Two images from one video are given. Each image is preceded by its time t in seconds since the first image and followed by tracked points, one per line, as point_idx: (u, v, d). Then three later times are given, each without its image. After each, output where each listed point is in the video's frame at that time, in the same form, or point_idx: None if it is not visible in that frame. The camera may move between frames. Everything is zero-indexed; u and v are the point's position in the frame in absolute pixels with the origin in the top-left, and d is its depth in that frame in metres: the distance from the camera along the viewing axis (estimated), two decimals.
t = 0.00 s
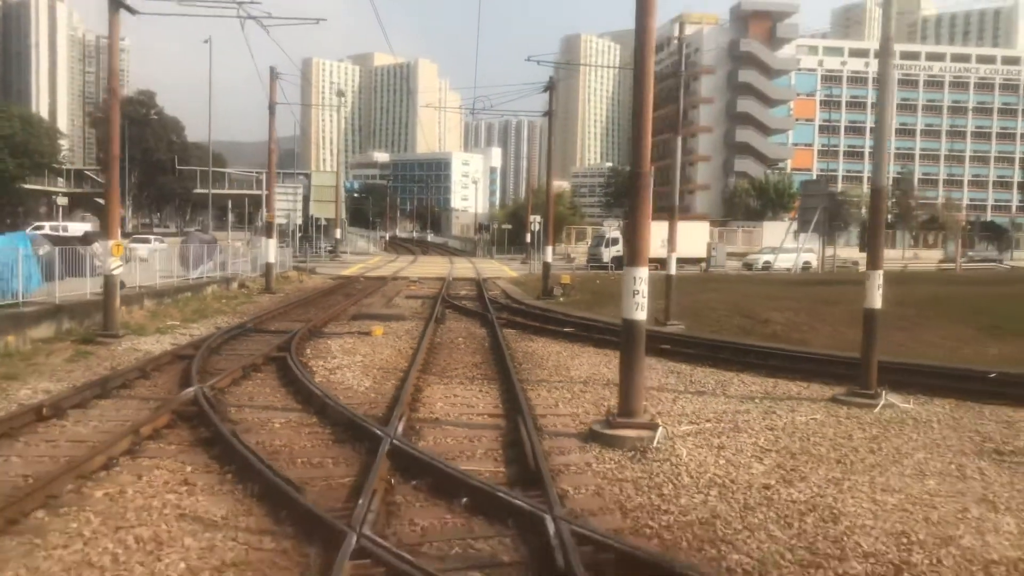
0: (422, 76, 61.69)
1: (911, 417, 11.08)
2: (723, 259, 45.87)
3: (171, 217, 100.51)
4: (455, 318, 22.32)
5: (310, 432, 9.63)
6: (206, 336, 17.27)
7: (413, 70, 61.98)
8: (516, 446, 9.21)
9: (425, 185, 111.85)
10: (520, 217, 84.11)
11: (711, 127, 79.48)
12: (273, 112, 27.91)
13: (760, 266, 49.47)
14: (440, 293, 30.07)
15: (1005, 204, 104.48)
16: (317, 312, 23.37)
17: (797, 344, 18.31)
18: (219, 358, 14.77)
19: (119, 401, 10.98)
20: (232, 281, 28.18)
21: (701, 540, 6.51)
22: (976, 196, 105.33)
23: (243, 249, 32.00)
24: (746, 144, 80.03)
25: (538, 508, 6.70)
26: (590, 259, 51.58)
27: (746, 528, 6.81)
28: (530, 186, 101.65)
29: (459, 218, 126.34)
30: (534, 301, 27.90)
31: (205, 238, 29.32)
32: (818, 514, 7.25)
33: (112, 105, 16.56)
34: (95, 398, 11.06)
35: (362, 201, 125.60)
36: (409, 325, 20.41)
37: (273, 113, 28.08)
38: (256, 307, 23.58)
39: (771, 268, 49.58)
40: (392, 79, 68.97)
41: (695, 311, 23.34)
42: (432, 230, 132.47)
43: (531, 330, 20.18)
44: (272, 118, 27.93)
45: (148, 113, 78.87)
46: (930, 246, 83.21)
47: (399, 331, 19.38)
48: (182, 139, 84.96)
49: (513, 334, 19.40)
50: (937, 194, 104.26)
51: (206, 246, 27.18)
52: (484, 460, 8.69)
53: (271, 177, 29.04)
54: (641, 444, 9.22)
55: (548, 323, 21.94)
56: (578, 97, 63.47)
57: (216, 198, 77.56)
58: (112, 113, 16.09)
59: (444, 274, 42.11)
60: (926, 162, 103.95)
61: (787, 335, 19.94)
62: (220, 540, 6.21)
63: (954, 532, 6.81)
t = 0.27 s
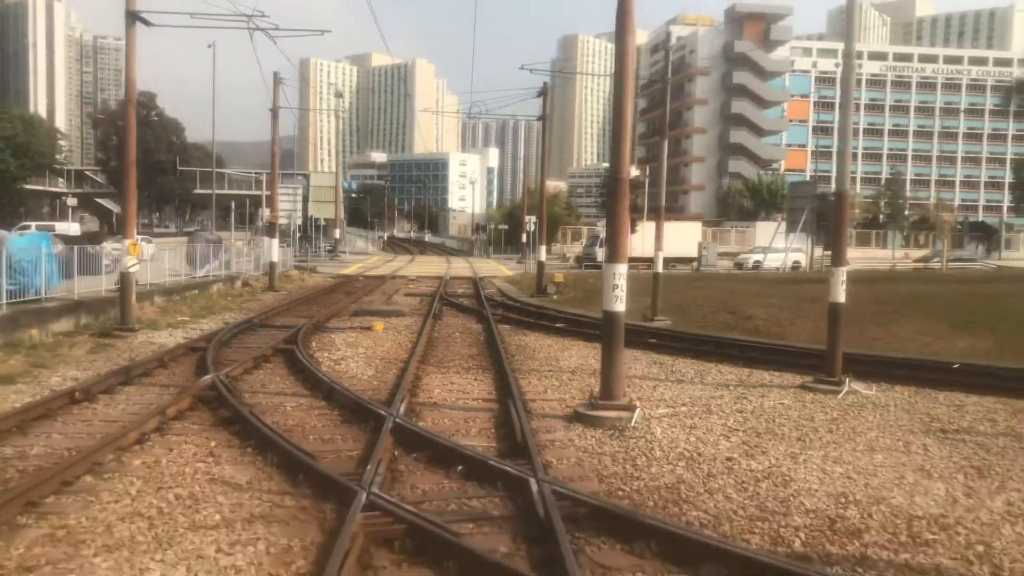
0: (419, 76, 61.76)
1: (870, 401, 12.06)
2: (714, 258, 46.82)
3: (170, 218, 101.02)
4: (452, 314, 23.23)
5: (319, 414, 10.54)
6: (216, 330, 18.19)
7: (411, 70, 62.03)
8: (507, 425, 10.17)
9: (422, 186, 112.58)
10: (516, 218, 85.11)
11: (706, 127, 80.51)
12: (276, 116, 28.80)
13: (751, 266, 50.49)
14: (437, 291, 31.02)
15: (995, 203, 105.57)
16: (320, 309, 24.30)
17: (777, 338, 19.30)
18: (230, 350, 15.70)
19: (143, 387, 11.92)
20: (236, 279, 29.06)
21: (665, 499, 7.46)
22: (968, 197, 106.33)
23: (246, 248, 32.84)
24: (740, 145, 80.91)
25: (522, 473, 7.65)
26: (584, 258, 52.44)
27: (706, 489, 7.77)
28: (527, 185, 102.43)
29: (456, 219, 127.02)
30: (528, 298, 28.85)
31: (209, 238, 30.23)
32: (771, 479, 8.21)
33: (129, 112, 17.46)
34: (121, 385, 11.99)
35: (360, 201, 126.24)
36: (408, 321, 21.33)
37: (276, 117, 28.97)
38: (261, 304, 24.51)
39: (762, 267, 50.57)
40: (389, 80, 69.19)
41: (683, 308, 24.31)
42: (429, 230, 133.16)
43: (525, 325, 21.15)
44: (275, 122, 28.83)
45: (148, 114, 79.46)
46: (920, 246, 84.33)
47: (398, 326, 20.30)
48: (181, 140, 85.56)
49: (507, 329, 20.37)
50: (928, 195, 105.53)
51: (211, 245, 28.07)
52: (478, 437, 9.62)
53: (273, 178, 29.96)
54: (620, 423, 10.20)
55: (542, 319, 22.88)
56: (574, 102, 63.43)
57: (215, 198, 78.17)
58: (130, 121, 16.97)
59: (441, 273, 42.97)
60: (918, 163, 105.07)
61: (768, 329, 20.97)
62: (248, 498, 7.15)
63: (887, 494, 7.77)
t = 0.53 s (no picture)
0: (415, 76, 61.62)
1: (835, 387, 13.03)
2: (705, 258, 47.69)
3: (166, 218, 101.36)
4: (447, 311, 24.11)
5: (325, 398, 11.49)
6: (222, 325, 19.09)
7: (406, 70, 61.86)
8: (499, 408, 11.12)
9: (418, 185, 113.17)
10: (511, 217, 85.91)
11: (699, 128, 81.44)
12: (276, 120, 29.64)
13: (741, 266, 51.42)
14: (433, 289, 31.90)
15: (986, 203, 106.76)
16: (319, 306, 25.18)
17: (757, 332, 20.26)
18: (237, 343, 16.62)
19: (160, 375, 12.85)
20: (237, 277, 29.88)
21: (636, 468, 8.43)
22: (960, 197, 107.23)
23: (246, 248, 33.64)
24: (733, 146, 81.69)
25: (510, 446, 8.61)
26: (578, 258, 53.26)
27: (673, 459, 8.75)
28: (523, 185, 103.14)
29: (452, 219, 127.49)
30: (521, 296, 29.73)
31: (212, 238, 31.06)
32: (733, 452, 9.18)
33: (140, 117, 18.33)
34: (139, 373, 12.89)
35: (356, 201, 126.63)
36: (405, 317, 22.23)
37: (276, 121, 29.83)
38: (263, 301, 25.40)
39: (752, 266, 51.49)
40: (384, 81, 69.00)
41: (669, 305, 25.22)
42: (425, 230, 133.62)
43: (517, 321, 22.09)
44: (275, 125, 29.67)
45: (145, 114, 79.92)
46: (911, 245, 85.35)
47: (395, 322, 21.20)
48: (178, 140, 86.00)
49: (500, 324, 21.31)
50: (920, 194, 106.70)
51: (214, 245, 28.92)
52: (471, 418, 10.57)
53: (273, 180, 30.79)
54: (601, 406, 11.18)
55: (533, 315, 23.80)
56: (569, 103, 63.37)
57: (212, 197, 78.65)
58: (142, 126, 17.85)
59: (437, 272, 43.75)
60: (910, 163, 106.00)
61: (751, 325, 21.94)
62: (267, 466, 8.11)
63: (834, 465, 8.78)
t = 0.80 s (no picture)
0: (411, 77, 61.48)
1: (802, 376, 14.00)
2: (693, 257, 48.66)
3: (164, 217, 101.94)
4: (442, 308, 24.99)
5: (329, 384, 12.42)
6: (228, 320, 20.02)
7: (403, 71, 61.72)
8: (490, 394, 12.06)
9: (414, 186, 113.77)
10: (506, 218, 87.36)
11: (691, 129, 82.25)
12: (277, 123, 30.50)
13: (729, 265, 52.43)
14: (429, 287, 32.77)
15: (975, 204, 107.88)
16: (320, 303, 26.11)
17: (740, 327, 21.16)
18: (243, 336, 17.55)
19: (175, 364, 13.77)
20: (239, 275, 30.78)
21: (613, 443, 9.37)
22: (949, 198, 108.33)
23: (247, 246, 34.48)
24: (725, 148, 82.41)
25: (499, 423, 9.55)
26: (569, 258, 54.12)
27: (646, 436, 9.70)
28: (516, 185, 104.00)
29: (447, 219, 128.20)
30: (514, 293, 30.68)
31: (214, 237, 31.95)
32: (702, 432, 10.08)
33: (152, 122, 19.19)
34: (155, 362, 13.86)
35: (352, 201, 127.16)
36: (402, 313, 23.11)
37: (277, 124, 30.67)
38: (266, 298, 26.33)
39: (740, 266, 52.58)
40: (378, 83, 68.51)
41: (657, 302, 26.12)
42: (421, 229, 134.35)
43: (510, 317, 23.04)
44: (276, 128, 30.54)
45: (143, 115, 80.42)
46: (899, 246, 86.56)
47: (392, 317, 22.12)
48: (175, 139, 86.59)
49: (493, 320, 22.27)
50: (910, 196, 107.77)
51: (217, 244, 29.79)
52: (465, 402, 11.51)
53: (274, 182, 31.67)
54: (585, 392, 12.12)
55: (526, 310, 24.72)
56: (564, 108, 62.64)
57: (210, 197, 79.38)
58: (153, 130, 18.76)
59: (433, 271, 44.66)
60: (901, 165, 107.08)
61: (732, 321, 22.92)
62: (281, 441, 9.03)
63: (792, 442, 9.72)
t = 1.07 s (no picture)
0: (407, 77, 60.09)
1: (774, 369, 14.94)
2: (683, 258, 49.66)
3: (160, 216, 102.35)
4: (436, 305, 25.90)
5: (331, 372, 13.35)
6: (232, 314, 20.91)
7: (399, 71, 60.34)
8: (482, 382, 12.96)
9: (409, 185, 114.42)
10: (499, 218, 88.18)
11: (684, 132, 83.02)
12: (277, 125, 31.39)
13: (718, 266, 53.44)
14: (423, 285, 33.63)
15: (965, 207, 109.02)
16: (319, 299, 27.00)
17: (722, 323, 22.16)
18: (247, 329, 18.47)
19: (186, 354, 14.65)
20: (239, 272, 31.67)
21: (593, 424, 10.29)
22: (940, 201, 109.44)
23: (246, 244, 35.30)
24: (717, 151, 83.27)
25: (489, 406, 10.46)
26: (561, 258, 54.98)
27: (623, 418, 10.64)
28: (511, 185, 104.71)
29: (442, 218, 128.86)
30: (507, 292, 31.59)
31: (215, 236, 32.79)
32: (674, 415, 11.03)
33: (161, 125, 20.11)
34: (167, 351, 14.76)
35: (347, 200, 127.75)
36: (398, 310, 24.02)
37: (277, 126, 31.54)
38: (266, 295, 27.23)
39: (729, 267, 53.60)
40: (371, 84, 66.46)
41: (644, 300, 27.11)
42: (416, 229, 135.00)
43: (502, 313, 23.99)
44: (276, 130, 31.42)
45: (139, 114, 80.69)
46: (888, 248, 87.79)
47: (388, 313, 23.05)
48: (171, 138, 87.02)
49: (485, 316, 23.25)
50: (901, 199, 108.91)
51: (218, 242, 30.65)
52: (457, 388, 12.44)
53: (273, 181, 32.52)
54: (569, 381, 13.10)
55: (517, 308, 25.67)
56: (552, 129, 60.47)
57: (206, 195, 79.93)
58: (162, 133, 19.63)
59: (428, 270, 45.54)
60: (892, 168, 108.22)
61: (716, 319, 23.86)
62: (289, 420, 9.94)
63: (756, 424, 10.68)
